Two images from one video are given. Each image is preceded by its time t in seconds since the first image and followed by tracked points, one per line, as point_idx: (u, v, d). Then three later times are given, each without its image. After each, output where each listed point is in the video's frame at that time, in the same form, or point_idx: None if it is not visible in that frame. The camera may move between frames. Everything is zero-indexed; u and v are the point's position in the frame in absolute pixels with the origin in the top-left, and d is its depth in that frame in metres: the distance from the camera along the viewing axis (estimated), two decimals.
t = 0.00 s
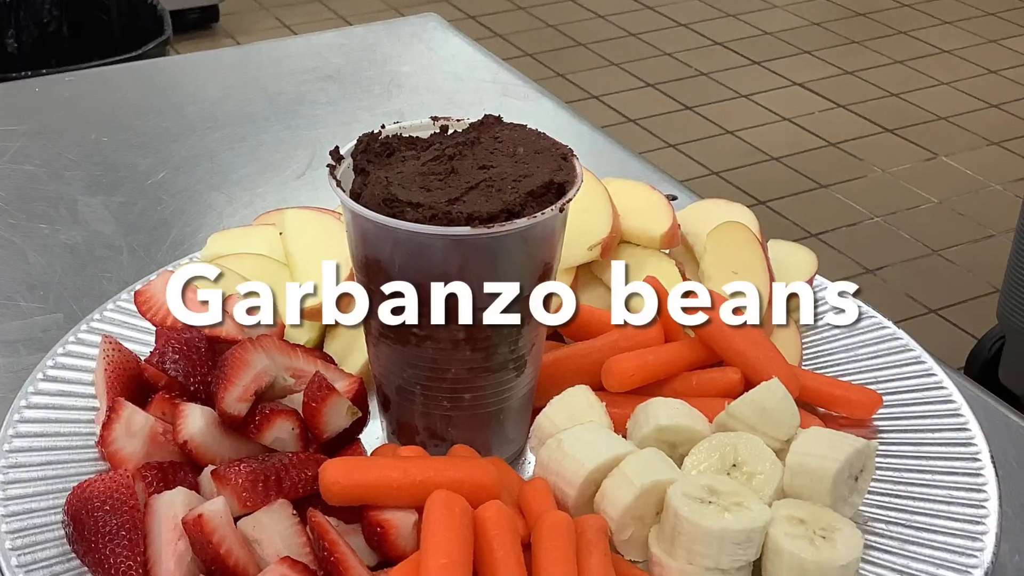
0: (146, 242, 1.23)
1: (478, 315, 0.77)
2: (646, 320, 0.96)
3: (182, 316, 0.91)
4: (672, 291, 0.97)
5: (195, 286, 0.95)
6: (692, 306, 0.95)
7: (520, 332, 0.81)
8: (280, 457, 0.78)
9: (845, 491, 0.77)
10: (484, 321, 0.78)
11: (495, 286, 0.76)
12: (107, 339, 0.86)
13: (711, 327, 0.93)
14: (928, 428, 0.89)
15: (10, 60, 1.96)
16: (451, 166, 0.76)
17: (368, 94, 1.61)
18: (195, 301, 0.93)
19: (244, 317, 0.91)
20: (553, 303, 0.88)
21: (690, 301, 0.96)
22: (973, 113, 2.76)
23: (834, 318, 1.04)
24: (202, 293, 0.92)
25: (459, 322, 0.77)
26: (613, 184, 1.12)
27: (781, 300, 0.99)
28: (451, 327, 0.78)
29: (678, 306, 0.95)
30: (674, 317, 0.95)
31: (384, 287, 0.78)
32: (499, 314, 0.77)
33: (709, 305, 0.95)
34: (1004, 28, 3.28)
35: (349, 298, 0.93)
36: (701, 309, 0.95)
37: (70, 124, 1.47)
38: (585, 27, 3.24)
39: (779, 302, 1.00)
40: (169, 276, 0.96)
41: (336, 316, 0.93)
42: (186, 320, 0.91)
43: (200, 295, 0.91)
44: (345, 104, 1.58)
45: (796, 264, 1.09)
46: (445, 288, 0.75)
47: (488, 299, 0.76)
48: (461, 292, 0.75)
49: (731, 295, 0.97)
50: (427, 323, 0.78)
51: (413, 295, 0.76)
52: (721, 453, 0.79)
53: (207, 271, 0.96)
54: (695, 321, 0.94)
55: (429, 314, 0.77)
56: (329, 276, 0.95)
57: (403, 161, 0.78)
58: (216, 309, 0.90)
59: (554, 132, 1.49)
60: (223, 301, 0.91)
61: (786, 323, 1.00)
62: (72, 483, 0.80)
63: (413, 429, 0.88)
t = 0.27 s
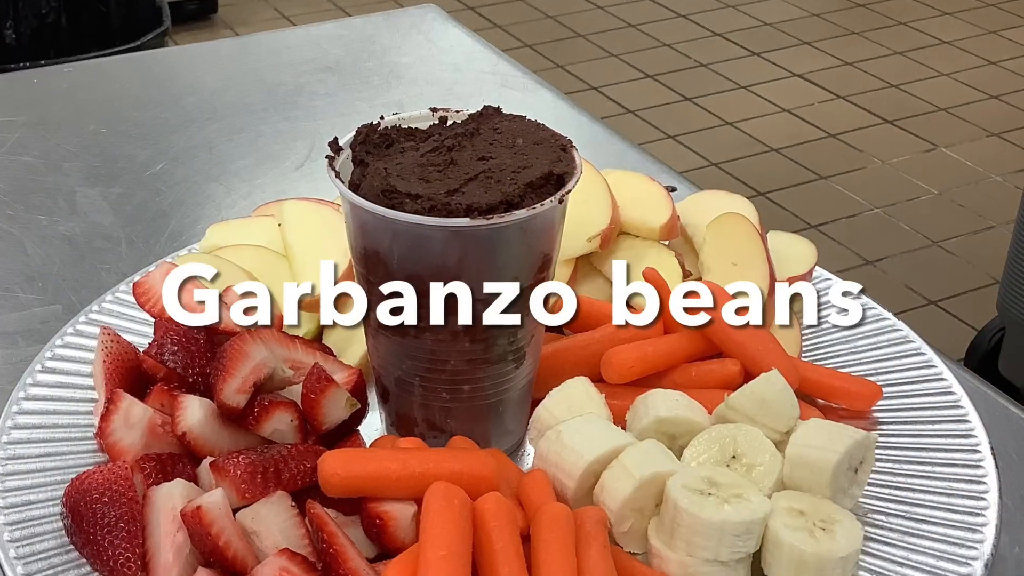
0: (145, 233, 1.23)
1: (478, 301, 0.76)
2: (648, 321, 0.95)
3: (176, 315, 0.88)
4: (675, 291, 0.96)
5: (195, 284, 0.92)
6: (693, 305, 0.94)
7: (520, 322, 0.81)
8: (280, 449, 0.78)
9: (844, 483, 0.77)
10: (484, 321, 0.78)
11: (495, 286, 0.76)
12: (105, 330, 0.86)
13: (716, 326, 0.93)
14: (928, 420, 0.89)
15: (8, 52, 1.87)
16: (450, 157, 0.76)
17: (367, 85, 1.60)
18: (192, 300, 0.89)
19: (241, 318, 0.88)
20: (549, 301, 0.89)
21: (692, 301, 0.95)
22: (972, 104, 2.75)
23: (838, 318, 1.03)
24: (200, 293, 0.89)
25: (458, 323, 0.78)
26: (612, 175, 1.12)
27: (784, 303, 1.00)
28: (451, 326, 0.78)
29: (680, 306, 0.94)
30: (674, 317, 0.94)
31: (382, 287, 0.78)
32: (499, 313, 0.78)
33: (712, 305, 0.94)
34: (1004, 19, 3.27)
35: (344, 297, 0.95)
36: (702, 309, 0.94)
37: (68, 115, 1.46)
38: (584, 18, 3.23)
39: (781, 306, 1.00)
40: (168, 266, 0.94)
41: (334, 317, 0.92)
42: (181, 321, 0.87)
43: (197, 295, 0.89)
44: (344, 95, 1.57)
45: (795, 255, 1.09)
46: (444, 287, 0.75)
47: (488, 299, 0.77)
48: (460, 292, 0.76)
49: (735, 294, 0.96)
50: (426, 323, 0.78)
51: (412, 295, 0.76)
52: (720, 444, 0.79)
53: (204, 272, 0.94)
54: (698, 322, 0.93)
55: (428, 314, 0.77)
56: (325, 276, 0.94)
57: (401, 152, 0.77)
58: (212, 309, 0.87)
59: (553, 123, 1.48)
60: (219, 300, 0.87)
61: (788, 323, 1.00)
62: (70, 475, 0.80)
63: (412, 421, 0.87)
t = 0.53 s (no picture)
0: (143, 224, 1.22)
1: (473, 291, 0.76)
2: (650, 320, 0.94)
3: (171, 314, 0.86)
4: (676, 290, 0.95)
5: (189, 285, 0.89)
6: (696, 305, 0.94)
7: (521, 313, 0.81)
8: (280, 441, 0.78)
9: (844, 475, 0.77)
10: (484, 321, 0.79)
11: (495, 286, 0.76)
12: (104, 322, 0.85)
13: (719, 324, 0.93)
14: (929, 412, 0.89)
15: (6, 42, 1.86)
16: (449, 149, 0.75)
17: (366, 76, 1.60)
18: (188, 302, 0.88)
19: (239, 317, 0.84)
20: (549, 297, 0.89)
21: (693, 301, 0.94)
22: (972, 95, 2.74)
23: (842, 318, 1.02)
24: (197, 292, 0.88)
25: (458, 323, 0.78)
26: (611, 166, 1.12)
27: (787, 305, 1.00)
28: (450, 326, 0.79)
29: (681, 305, 0.94)
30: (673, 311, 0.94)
31: (382, 286, 0.78)
32: (499, 314, 0.78)
33: (714, 305, 0.94)
34: (1004, 10, 3.26)
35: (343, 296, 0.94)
36: (705, 308, 0.94)
37: (66, 106, 1.46)
38: (583, 9, 3.22)
39: (784, 304, 1.00)
40: (165, 258, 0.94)
41: (332, 318, 0.91)
42: (179, 321, 0.85)
43: (194, 296, 0.87)
44: (343, 86, 1.57)
45: (795, 247, 1.09)
46: (443, 288, 0.76)
47: (488, 299, 0.77)
48: (460, 292, 0.76)
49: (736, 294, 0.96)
50: (424, 323, 0.79)
51: (410, 296, 0.77)
52: (720, 436, 0.79)
53: (201, 270, 0.92)
54: (701, 323, 0.93)
55: (426, 315, 0.78)
56: (324, 275, 0.94)
57: (400, 143, 0.77)
58: (209, 311, 0.86)
59: (552, 114, 1.48)
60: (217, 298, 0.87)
61: (792, 323, 0.98)
62: (68, 467, 0.80)
63: (411, 412, 0.87)
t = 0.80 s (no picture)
0: (142, 216, 1.22)
1: (471, 282, 0.76)
2: (651, 321, 0.93)
3: (167, 314, 0.83)
4: (678, 290, 0.95)
5: (184, 285, 0.86)
6: (698, 306, 0.93)
7: (520, 304, 0.80)
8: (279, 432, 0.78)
9: (843, 467, 0.77)
10: (485, 316, 0.79)
11: (495, 287, 0.77)
12: (103, 314, 0.85)
13: (721, 322, 0.94)
14: (928, 403, 0.88)
15: (5, 33, 1.85)
16: (448, 140, 0.75)
17: (365, 67, 1.59)
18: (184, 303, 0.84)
19: (237, 316, 0.82)
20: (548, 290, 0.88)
21: (696, 301, 0.94)
22: (972, 86, 2.74)
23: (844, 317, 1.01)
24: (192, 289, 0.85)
25: (458, 318, 0.78)
26: (611, 157, 1.12)
27: (790, 299, 0.98)
28: (450, 325, 0.79)
29: (683, 306, 0.93)
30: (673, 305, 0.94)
31: (381, 287, 0.79)
32: (499, 314, 0.79)
33: (716, 305, 0.93)
34: (1003, 2, 3.25)
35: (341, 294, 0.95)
36: (707, 309, 0.94)
37: (65, 97, 1.45)
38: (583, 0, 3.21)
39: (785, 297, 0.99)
40: (164, 249, 0.92)
41: (330, 318, 0.91)
42: (177, 322, 0.83)
43: (191, 295, 0.84)
44: (341, 77, 1.56)
45: (793, 238, 1.09)
46: (442, 287, 0.76)
47: (488, 299, 0.77)
48: (459, 291, 0.76)
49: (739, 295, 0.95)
50: (424, 324, 0.79)
51: (409, 296, 0.77)
52: (720, 427, 0.79)
53: (197, 270, 0.87)
54: (702, 323, 0.93)
55: (426, 315, 0.78)
56: (323, 276, 0.93)
57: (399, 134, 0.76)
58: (206, 310, 0.83)
59: (551, 105, 1.47)
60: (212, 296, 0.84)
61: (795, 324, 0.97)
62: (67, 458, 0.80)
63: (410, 404, 0.87)
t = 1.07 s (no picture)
0: (140, 207, 1.21)
1: (469, 274, 0.75)
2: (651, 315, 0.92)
3: (164, 314, 0.82)
4: (680, 290, 0.94)
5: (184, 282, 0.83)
6: (700, 306, 0.93)
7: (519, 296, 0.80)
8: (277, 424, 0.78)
9: (843, 459, 0.77)
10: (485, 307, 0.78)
11: (495, 287, 0.77)
12: (102, 305, 0.85)
13: (721, 320, 0.94)
14: (928, 395, 0.88)
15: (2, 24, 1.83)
16: (447, 132, 0.75)
17: (363, 58, 1.58)
18: (180, 300, 0.82)
19: (230, 317, 0.80)
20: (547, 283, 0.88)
21: (699, 302, 0.93)
22: (972, 77, 2.73)
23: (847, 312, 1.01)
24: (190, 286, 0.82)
25: (458, 310, 0.78)
26: (610, 148, 1.11)
27: (791, 297, 0.99)
28: (450, 317, 0.79)
29: (686, 306, 0.93)
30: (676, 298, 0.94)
31: (377, 287, 0.79)
32: (499, 314, 0.79)
33: (719, 305, 0.93)
34: None
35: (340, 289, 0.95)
36: (710, 309, 0.93)
37: (63, 88, 1.44)
38: None
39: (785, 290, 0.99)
40: (162, 240, 0.91)
41: (328, 318, 0.91)
42: (173, 322, 0.82)
43: (186, 296, 0.81)
44: (340, 68, 1.56)
45: (793, 231, 1.09)
46: (442, 288, 0.76)
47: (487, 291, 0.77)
48: (459, 292, 0.76)
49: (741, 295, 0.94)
50: (423, 323, 0.79)
51: (408, 296, 0.77)
52: (719, 419, 0.79)
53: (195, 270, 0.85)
54: (704, 324, 0.93)
55: (426, 312, 0.78)
56: (321, 274, 0.93)
57: (398, 126, 0.76)
58: (204, 310, 0.81)
59: (550, 96, 1.47)
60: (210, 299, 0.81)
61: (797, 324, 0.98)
62: (66, 450, 0.80)
63: (409, 396, 0.87)
